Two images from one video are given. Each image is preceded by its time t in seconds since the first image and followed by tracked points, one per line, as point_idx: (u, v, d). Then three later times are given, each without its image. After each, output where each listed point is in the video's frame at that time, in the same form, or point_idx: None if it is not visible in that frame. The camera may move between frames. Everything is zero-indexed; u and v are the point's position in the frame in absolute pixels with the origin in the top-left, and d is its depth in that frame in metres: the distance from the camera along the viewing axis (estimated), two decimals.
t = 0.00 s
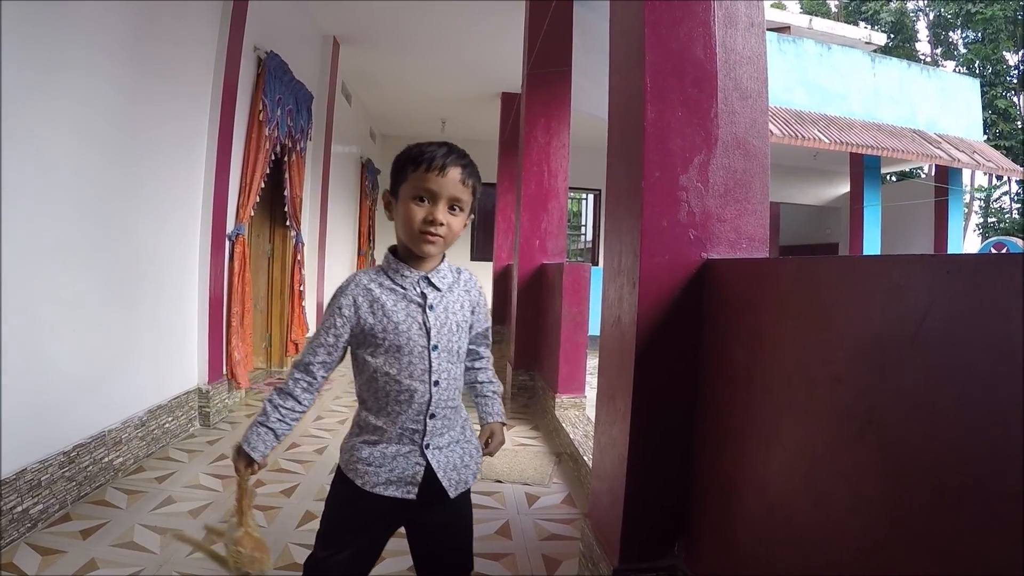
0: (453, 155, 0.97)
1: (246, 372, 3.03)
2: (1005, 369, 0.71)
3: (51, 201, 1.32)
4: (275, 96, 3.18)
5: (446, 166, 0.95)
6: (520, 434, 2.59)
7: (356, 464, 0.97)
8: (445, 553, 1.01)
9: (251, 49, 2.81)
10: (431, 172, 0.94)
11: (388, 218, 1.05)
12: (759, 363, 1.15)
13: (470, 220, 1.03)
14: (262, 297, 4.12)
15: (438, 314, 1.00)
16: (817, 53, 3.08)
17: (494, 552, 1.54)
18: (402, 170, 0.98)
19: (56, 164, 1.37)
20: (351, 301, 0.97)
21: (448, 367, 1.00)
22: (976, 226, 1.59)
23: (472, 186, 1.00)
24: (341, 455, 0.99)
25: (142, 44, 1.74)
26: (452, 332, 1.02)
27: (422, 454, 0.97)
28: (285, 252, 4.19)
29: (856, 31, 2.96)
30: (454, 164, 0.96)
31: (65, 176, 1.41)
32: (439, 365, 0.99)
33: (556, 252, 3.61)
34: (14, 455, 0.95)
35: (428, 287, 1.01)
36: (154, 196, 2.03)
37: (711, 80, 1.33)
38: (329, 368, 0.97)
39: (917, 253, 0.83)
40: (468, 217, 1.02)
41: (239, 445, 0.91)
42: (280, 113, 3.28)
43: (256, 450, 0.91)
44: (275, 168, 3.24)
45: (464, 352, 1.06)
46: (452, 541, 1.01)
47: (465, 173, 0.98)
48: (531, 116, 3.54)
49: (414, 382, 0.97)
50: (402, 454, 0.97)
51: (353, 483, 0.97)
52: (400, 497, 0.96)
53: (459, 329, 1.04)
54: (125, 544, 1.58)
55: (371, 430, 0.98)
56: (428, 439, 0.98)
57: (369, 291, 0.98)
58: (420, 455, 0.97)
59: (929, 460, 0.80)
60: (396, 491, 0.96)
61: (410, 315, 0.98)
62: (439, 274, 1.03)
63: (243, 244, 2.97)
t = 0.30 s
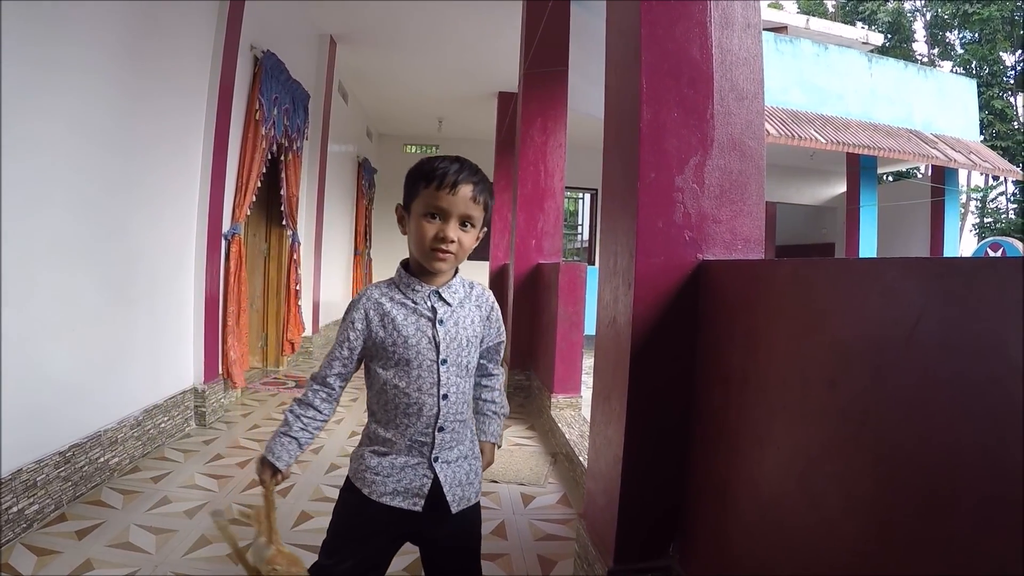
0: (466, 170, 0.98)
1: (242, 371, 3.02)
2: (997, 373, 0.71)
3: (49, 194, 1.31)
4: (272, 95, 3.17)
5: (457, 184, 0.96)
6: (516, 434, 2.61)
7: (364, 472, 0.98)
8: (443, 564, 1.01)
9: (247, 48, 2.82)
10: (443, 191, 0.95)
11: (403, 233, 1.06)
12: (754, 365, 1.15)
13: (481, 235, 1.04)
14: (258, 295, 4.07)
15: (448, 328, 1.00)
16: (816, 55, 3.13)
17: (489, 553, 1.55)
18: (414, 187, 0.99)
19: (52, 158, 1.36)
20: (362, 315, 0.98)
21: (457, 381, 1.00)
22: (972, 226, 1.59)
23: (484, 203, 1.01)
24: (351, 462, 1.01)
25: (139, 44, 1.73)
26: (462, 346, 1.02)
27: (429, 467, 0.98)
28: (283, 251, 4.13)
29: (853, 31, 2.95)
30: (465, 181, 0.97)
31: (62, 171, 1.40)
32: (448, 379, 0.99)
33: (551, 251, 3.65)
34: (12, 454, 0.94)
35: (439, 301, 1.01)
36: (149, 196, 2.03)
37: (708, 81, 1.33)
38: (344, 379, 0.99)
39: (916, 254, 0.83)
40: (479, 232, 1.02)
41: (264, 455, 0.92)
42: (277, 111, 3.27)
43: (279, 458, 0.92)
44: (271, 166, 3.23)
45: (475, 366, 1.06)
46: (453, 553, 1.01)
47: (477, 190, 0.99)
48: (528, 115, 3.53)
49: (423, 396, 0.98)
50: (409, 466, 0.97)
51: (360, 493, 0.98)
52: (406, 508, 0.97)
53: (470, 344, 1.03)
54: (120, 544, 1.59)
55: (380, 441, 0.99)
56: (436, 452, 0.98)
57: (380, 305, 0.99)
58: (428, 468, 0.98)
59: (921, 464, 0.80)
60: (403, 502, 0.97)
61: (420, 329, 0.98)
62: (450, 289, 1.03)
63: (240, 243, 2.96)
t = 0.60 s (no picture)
0: (471, 167, 0.98)
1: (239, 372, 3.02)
2: (992, 380, 0.71)
3: (40, 189, 1.30)
4: (269, 96, 3.16)
5: (463, 180, 0.96)
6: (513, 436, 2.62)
7: (367, 470, 0.97)
8: (439, 561, 0.99)
9: (244, 49, 2.81)
10: (448, 187, 0.95)
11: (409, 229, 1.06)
12: (750, 368, 1.15)
13: (487, 231, 1.03)
14: (254, 297, 4.07)
15: (451, 322, 1.00)
16: (812, 55, 3.05)
17: (486, 555, 1.55)
18: (420, 182, 0.99)
19: (45, 154, 1.36)
20: (368, 308, 0.98)
21: (460, 376, 1.00)
22: (969, 226, 1.59)
23: (490, 198, 1.00)
24: (353, 459, 1.00)
25: (132, 44, 1.72)
26: (466, 341, 1.01)
27: (432, 463, 0.97)
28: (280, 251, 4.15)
29: (850, 32, 2.95)
30: (470, 178, 0.96)
31: (56, 168, 1.40)
32: (450, 373, 0.98)
33: (548, 252, 3.63)
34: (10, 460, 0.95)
35: (443, 295, 1.01)
36: (143, 197, 2.02)
37: (704, 84, 1.33)
38: (353, 374, 0.99)
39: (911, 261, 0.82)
40: (485, 229, 1.02)
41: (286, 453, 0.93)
42: (273, 113, 3.26)
43: (301, 454, 0.92)
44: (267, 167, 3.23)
45: (480, 362, 1.05)
46: (451, 551, 0.98)
47: (482, 186, 0.98)
48: (525, 116, 3.53)
49: (425, 389, 0.97)
50: (412, 462, 0.97)
51: (364, 489, 0.97)
52: (409, 504, 0.96)
53: (473, 338, 1.03)
54: (116, 547, 1.58)
55: (383, 436, 0.98)
56: (439, 448, 0.97)
57: (384, 298, 0.99)
58: (430, 464, 0.97)
59: (915, 470, 0.80)
60: (406, 498, 0.96)
61: (423, 323, 0.98)
62: (455, 284, 1.02)
63: (236, 245, 2.95)
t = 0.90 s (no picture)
0: (469, 157, 0.98)
1: (231, 373, 3.01)
2: (983, 386, 0.71)
3: (39, 185, 1.31)
4: (262, 96, 3.15)
5: (461, 170, 0.96)
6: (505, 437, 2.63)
7: (364, 464, 0.97)
8: (433, 556, 0.99)
9: (237, 49, 2.80)
10: (447, 177, 0.95)
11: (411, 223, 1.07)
12: (743, 370, 1.16)
13: (490, 220, 1.03)
14: (247, 298, 4.06)
15: (454, 313, 0.99)
16: (803, 57, 3.04)
17: (479, 557, 1.56)
18: (420, 175, 0.99)
19: (43, 154, 1.35)
20: (371, 296, 0.99)
21: (461, 367, 1.00)
22: (960, 227, 1.59)
23: (490, 187, 1.00)
24: (347, 455, 0.99)
25: (128, 44, 1.72)
26: (467, 331, 1.01)
27: (430, 456, 0.97)
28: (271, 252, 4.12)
29: (842, 34, 2.96)
30: (470, 167, 0.97)
31: (53, 167, 1.40)
32: (452, 364, 0.98)
33: (540, 253, 3.64)
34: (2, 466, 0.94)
35: (446, 286, 1.01)
36: (136, 198, 2.01)
37: (697, 88, 1.34)
38: (357, 365, 1.00)
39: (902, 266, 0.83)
40: (487, 217, 1.02)
41: (304, 451, 0.95)
42: (266, 113, 3.25)
43: (320, 450, 0.95)
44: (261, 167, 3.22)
45: (481, 354, 1.05)
46: (447, 546, 0.99)
47: (482, 175, 0.98)
48: (518, 116, 3.53)
49: (426, 379, 0.97)
50: (410, 455, 0.96)
51: (361, 482, 0.97)
52: (408, 497, 0.96)
53: (475, 329, 1.03)
54: (109, 549, 1.58)
55: (380, 427, 0.98)
56: (437, 440, 0.97)
57: (388, 286, 0.99)
58: (429, 457, 0.97)
59: (908, 475, 0.80)
60: (404, 491, 0.96)
61: (426, 312, 0.98)
62: (457, 274, 1.02)
63: (229, 246, 2.95)
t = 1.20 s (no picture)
0: (467, 158, 0.98)
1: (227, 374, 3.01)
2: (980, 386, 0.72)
3: (33, 180, 1.31)
4: (257, 97, 3.15)
5: (460, 172, 0.96)
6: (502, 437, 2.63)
7: (361, 466, 0.97)
8: (433, 560, 1.00)
9: (233, 50, 2.80)
10: (446, 180, 0.96)
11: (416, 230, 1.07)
12: (741, 371, 1.16)
13: (494, 221, 1.03)
14: (242, 299, 4.05)
15: (457, 317, 1.00)
16: (798, 57, 3.06)
17: (477, 557, 1.56)
18: (420, 181, 1.00)
19: (38, 152, 1.35)
20: (375, 297, 0.99)
21: (461, 372, 1.00)
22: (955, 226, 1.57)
23: (491, 186, 1.00)
24: (345, 458, 0.99)
25: (122, 43, 1.71)
26: (469, 336, 1.01)
27: (427, 461, 0.97)
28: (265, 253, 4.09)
29: (836, 35, 2.98)
30: (468, 168, 0.97)
31: (47, 164, 1.39)
32: (452, 369, 0.98)
33: (536, 253, 3.64)
34: None
35: (450, 291, 1.01)
36: (130, 198, 2.01)
37: (694, 89, 1.34)
38: (360, 367, 1.01)
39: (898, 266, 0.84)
40: (491, 217, 1.02)
41: (313, 458, 0.97)
42: (261, 113, 3.25)
43: (327, 455, 0.96)
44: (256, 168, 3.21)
45: (483, 360, 1.06)
46: (447, 547, 0.99)
47: (480, 175, 0.98)
48: (514, 117, 3.54)
49: (425, 383, 0.97)
50: (407, 459, 0.97)
51: (357, 485, 0.97)
52: (404, 502, 0.96)
53: (478, 335, 1.03)
54: (106, 550, 1.57)
55: (378, 430, 0.98)
56: (435, 445, 0.97)
57: (392, 288, 0.99)
58: (426, 462, 0.97)
59: (905, 474, 0.81)
60: (400, 496, 0.96)
61: (429, 315, 0.98)
62: (462, 279, 1.02)
63: (224, 246, 2.94)
